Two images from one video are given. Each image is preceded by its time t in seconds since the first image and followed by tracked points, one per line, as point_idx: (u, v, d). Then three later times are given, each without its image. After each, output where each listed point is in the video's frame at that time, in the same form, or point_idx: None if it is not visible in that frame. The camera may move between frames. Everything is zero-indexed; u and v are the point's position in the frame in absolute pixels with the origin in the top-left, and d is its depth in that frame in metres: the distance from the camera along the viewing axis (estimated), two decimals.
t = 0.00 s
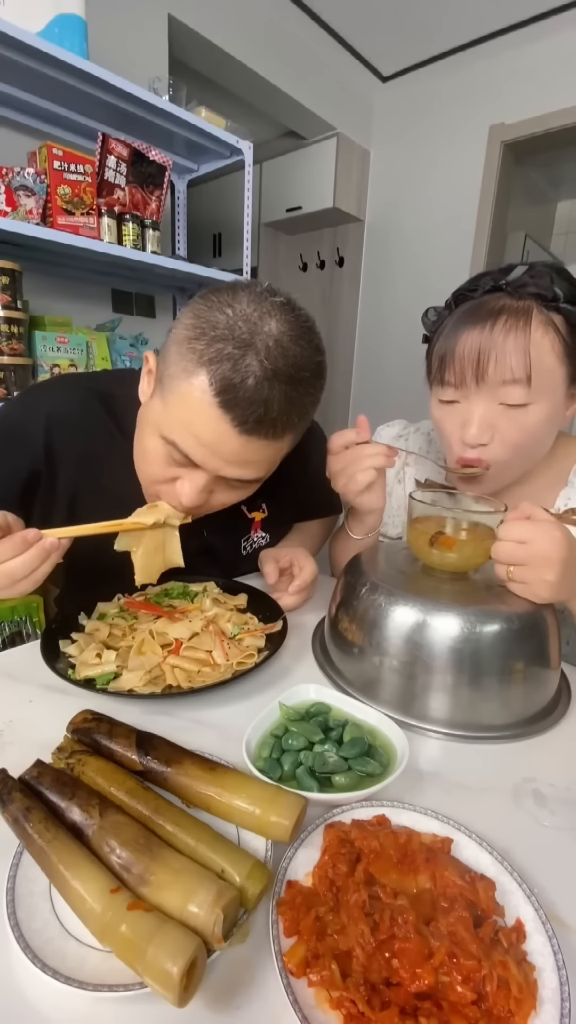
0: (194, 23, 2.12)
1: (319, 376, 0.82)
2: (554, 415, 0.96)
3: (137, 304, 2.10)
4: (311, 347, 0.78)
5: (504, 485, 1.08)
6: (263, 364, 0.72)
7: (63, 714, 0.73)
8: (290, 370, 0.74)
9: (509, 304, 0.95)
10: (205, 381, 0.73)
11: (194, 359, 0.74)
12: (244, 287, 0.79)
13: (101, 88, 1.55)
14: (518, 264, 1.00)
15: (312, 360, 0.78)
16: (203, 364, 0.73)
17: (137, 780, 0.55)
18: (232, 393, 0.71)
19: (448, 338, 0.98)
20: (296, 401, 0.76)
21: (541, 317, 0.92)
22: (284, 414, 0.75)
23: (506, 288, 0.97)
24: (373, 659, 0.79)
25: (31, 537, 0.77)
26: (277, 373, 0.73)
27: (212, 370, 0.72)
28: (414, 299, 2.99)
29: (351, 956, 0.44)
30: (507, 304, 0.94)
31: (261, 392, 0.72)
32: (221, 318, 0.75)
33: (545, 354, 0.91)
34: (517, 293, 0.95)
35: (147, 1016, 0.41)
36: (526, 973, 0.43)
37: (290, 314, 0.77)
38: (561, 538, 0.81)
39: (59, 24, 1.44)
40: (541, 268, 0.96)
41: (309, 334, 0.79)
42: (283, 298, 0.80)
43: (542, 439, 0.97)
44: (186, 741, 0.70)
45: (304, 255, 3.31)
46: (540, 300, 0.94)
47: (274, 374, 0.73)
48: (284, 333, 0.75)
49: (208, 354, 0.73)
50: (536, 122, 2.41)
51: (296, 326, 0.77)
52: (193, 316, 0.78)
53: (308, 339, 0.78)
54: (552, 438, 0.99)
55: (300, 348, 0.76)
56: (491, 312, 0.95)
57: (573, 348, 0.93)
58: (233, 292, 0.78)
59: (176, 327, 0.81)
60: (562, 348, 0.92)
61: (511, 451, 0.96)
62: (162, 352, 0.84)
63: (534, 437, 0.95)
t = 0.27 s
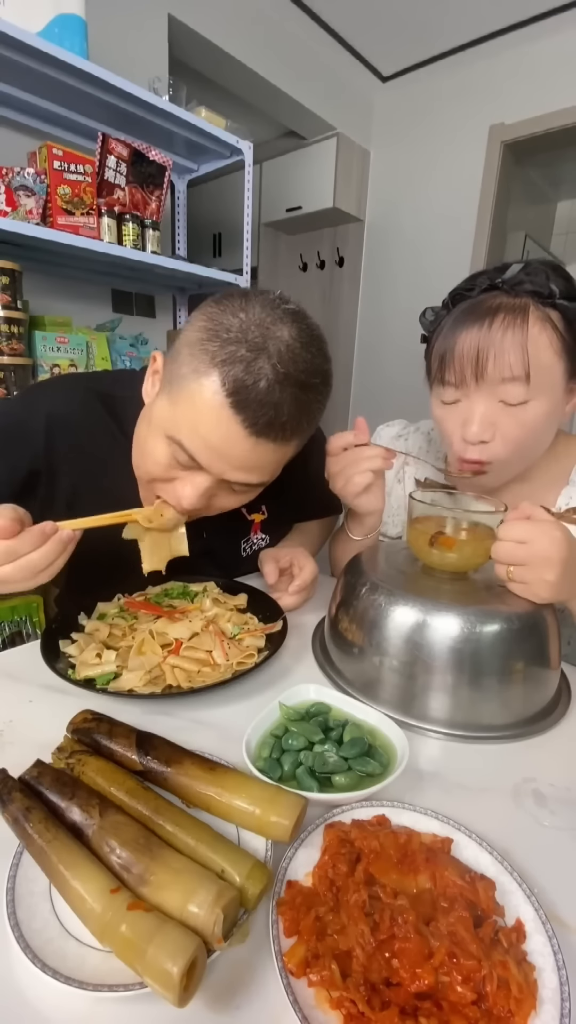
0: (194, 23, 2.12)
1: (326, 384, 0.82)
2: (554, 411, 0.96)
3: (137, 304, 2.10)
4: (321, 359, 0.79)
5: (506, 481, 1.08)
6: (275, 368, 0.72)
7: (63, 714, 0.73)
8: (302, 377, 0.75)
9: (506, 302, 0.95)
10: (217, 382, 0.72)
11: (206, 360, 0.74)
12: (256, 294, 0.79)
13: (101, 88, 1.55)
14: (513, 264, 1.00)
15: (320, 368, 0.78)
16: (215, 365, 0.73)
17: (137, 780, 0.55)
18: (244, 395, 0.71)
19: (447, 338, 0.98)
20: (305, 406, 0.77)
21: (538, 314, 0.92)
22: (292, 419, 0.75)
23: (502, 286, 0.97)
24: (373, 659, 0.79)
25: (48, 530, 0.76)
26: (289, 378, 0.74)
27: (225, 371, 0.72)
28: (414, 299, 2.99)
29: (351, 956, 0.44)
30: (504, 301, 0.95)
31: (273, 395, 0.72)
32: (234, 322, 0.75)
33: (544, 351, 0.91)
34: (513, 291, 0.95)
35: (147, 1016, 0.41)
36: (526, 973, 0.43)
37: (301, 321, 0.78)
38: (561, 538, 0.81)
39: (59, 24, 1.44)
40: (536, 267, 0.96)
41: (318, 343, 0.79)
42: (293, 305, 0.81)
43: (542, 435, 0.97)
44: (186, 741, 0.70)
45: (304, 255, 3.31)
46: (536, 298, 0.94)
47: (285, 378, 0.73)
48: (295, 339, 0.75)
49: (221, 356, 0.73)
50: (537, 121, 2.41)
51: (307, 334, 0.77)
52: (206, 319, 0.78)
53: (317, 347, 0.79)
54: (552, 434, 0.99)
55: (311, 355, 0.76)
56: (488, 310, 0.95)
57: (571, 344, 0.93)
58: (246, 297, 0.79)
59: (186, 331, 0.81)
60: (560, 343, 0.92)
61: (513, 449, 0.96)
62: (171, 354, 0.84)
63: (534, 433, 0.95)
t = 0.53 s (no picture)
0: (194, 23, 2.11)
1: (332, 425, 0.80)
2: (560, 398, 0.96)
3: (137, 304, 2.11)
4: (332, 405, 0.76)
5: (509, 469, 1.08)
6: (284, 422, 0.70)
7: (63, 714, 0.73)
8: (311, 428, 0.73)
9: (517, 288, 0.94)
10: (225, 428, 0.70)
11: (216, 403, 0.71)
12: (277, 333, 0.75)
13: (101, 88, 1.55)
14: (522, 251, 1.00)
15: (331, 414, 0.76)
16: (225, 411, 0.71)
17: (137, 780, 0.55)
18: (250, 445, 0.70)
19: (458, 323, 0.97)
20: (309, 455, 0.75)
21: (549, 301, 0.92)
22: (292, 466, 0.74)
23: (514, 273, 0.96)
24: (373, 659, 0.79)
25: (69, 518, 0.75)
26: (298, 431, 0.71)
27: (233, 420, 0.70)
28: (414, 299, 2.99)
29: (351, 956, 0.45)
30: (516, 288, 0.94)
31: (279, 448, 0.71)
32: (250, 365, 0.71)
33: (553, 337, 0.91)
34: (524, 278, 0.95)
35: (147, 1016, 0.41)
36: (526, 973, 0.43)
37: (318, 367, 0.74)
38: (561, 538, 0.81)
39: (59, 24, 1.44)
40: (546, 255, 0.96)
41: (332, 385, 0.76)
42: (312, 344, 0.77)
43: (548, 421, 0.98)
44: (186, 741, 0.70)
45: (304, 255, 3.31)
46: (547, 285, 0.93)
47: (293, 433, 0.71)
48: (310, 390, 0.72)
49: (232, 400, 0.70)
50: (536, 122, 2.41)
51: (323, 383, 0.74)
52: (222, 353, 0.74)
53: (331, 392, 0.75)
54: (557, 421, 1.00)
55: (323, 405, 0.73)
56: (500, 296, 0.95)
57: None
58: (266, 334, 0.74)
59: (201, 360, 0.77)
60: (569, 331, 0.92)
61: (519, 434, 0.96)
62: (183, 376, 0.80)
63: (541, 419, 0.96)
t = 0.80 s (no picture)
0: (194, 23, 2.12)
1: (296, 404, 0.76)
2: (566, 388, 0.96)
3: (137, 304, 2.11)
4: (283, 379, 0.71)
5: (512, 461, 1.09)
6: (228, 412, 0.67)
7: (63, 714, 0.73)
8: (260, 410, 0.69)
9: (527, 277, 0.94)
10: (172, 431, 0.70)
11: (159, 405, 0.71)
12: (206, 315, 0.71)
13: (101, 87, 1.55)
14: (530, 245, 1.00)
15: (286, 389, 0.72)
16: (167, 413, 0.70)
17: (137, 780, 0.55)
18: (201, 443, 0.69)
19: (468, 313, 0.97)
20: (269, 438, 0.72)
21: (558, 292, 0.92)
22: (255, 454, 0.72)
23: (525, 262, 0.96)
24: (373, 658, 0.79)
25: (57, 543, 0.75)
26: (245, 416, 0.68)
27: (177, 421, 0.69)
28: (413, 299, 2.99)
29: (351, 956, 0.45)
30: (526, 277, 0.94)
31: (229, 440, 0.68)
32: (182, 361, 0.69)
33: (562, 327, 0.91)
34: (534, 269, 0.95)
35: (147, 1016, 0.41)
36: (526, 973, 0.43)
37: (260, 341, 0.70)
38: (562, 538, 0.81)
39: (59, 24, 1.44)
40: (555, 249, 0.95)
41: (281, 356, 0.72)
42: (253, 319, 0.73)
43: (553, 411, 0.98)
44: (185, 741, 0.70)
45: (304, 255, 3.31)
46: (556, 277, 0.93)
47: (239, 420, 0.68)
48: (251, 369, 0.68)
49: (171, 401, 0.69)
50: (537, 121, 2.41)
51: (266, 357, 0.69)
52: (156, 352, 0.73)
53: (280, 366, 0.71)
54: (562, 412, 1.00)
55: (272, 382, 0.69)
56: (510, 285, 0.95)
57: None
58: (193, 321, 0.71)
59: (142, 363, 0.76)
60: None
61: (525, 424, 0.96)
62: (134, 382, 0.79)
63: (546, 409, 0.96)
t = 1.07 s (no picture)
0: (194, 23, 2.12)
1: (278, 394, 0.76)
2: (567, 387, 0.97)
3: (137, 304, 2.11)
4: (260, 367, 0.72)
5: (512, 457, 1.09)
6: (204, 399, 0.68)
7: (63, 714, 0.73)
8: (238, 396, 0.69)
9: (529, 276, 0.94)
10: (151, 421, 0.71)
11: (137, 397, 0.72)
12: (182, 309, 0.73)
13: (101, 88, 1.55)
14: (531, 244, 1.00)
15: (264, 377, 0.72)
16: (146, 403, 0.71)
17: (137, 780, 0.55)
18: (179, 432, 0.69)
19: (469, 311, 0.97)
20: (250, 425, 0.72)
21: (560, 291, 0.92)
22: (236, 443, 0.71)
23: (526, 261, 0.96)
24: (373, 658, 0.79)
25: (35, 542, 0.77)
26: (222, 402, 0.68)
27: (155, 411, 0.70)
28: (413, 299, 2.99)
29: (351, 956, 0.44)
30: (528, 276, 0.94)
31: (207, 427, 0.68)
32: (158, 352, 0.70)
33: (563, 326, 0.91)
34: (536, 269, 0.95)
35: (148, 1016, 0.41)
36: (526, 973, 0.43)
37: (235, 329, 0.71)
38: (562, 538, 0.81)
39: (59, 24, 1.44)
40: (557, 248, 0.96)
41: (259, 345, 0.72)
42: (229, 311, 0.74)
43: (554, 409, 0.98)
44: (185, 741, 0.70)
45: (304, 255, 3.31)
46: (557, 277, 0.93)
47: (217, 406, 0.68)
48: (227, 356, 0.68)
49: (149, 392, 0.70)
50: (536, 121, 2.41)
51: (242, 344, 0.70)
52: (135, 347, 0.74)
53: (257, 354, 0.71)
54: (563, 411, 1.00)
55: (248, 368, 0.70)
56: (512, 284, 0.95)
57: None
58: (170, 315, 0.73)
59: (123, 360, 0.77)
60: None
61: (527, 422, 0.96)
62: (115, 383, 0.81)
63: (547, 408, 0.96)
